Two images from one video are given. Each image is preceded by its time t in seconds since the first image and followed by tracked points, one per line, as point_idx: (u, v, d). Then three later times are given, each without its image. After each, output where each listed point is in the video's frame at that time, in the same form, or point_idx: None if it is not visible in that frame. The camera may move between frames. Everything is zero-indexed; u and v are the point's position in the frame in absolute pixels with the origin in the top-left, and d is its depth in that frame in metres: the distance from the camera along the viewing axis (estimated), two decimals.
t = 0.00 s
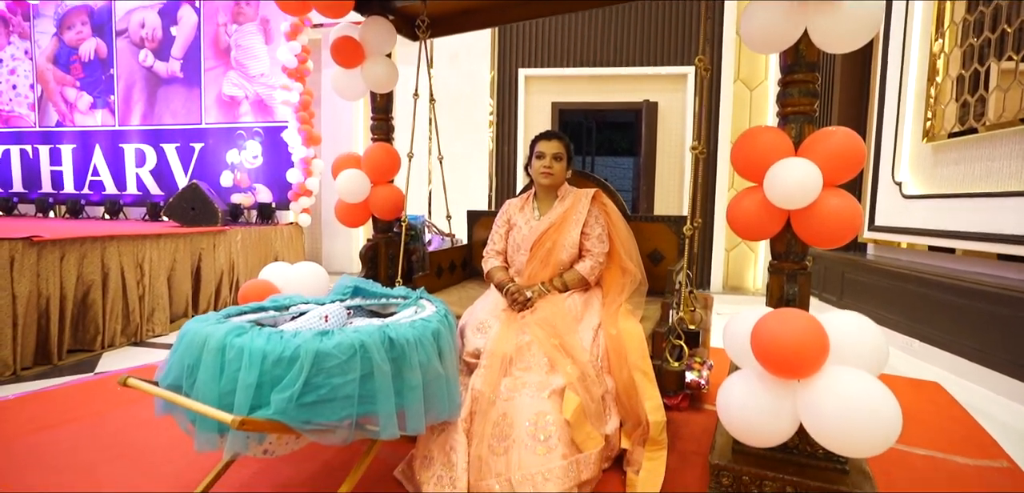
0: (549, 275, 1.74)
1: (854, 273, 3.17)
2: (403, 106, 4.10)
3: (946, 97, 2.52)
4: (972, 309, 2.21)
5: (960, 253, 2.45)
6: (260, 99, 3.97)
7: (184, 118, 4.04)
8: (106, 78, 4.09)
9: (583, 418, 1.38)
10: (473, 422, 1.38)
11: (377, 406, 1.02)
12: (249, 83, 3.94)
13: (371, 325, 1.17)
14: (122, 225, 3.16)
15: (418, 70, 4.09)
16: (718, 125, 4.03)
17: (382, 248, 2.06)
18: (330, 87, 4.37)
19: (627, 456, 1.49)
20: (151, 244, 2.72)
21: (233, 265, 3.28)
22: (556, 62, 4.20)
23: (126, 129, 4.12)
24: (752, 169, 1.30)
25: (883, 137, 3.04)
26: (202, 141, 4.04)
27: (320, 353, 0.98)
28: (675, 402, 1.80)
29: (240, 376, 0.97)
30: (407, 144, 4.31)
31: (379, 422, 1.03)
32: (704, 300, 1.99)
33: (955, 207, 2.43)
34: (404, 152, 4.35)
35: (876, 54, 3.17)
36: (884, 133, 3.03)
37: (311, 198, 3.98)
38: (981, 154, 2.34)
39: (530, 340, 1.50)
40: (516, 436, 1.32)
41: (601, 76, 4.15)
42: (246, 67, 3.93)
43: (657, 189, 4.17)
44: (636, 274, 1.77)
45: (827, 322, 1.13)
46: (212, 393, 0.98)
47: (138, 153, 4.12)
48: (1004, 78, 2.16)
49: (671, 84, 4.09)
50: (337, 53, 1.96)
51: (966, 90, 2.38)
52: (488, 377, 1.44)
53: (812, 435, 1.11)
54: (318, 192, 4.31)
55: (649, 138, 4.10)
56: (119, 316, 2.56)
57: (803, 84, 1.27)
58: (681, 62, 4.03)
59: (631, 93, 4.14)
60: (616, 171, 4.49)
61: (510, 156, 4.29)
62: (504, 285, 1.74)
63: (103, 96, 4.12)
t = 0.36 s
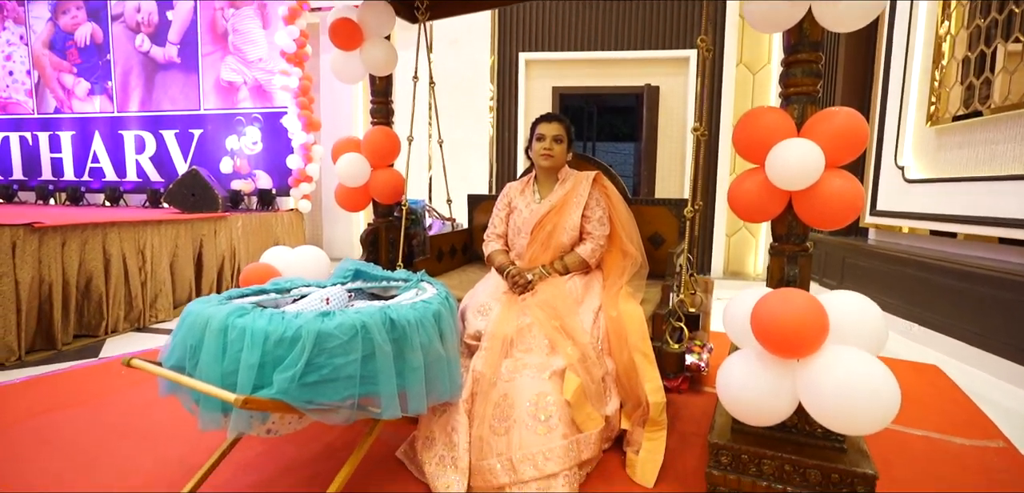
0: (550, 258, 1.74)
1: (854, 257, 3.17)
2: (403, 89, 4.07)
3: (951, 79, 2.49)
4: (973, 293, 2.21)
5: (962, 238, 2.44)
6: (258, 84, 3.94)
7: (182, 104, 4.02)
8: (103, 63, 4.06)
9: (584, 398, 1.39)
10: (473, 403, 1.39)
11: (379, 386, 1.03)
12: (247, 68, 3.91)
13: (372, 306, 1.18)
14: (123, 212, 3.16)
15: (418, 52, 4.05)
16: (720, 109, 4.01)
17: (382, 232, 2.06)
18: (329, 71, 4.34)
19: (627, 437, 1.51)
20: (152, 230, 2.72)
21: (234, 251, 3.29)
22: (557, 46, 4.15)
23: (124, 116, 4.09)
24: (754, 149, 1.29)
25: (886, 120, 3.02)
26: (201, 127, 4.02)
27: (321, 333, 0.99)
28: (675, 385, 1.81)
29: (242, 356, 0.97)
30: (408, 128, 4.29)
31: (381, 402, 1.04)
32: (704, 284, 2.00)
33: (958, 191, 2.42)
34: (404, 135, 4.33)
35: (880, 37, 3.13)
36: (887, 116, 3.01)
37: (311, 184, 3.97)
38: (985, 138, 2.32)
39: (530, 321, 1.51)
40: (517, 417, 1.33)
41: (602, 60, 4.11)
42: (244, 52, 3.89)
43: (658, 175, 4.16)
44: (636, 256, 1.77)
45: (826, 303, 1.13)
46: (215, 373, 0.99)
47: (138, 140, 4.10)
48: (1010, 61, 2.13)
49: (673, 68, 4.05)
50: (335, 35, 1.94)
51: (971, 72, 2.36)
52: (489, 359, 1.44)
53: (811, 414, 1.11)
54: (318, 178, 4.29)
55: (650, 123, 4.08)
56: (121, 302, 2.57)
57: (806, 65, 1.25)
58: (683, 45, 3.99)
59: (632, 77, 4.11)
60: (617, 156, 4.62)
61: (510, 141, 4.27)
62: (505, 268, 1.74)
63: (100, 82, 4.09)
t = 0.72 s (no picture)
0: (551, 242, 1.74)
1: (856, 241, 3.16)
2: (403, 75, 4.05)
3: (956, 62, 2.47)
4: (975, 276, 2.21)
5: (964, 221, 2.44)
6: (257, 72, 3.94)
7: (181, 92, 4.00)
8: (100, 52, 4.03)
9: (585, 381, 1.40)
10: (475, 386, 1.40)
11: (382, 369, 1.04)
12: (245, 56, 3.91)
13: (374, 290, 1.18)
14: (125, 201, 3.16)
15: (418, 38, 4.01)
16: (722, 94, 3.97)
17: (383, 219, 2.06)
18: (328, 58, 4.31)
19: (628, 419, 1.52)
20: (153, 219, 2.73)
21: (235, 238, 3.29)
22: (557, 31, 4.11)
23: (123, 105, 4.07)
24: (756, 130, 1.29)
25: (889, 104, 2.99)
26: (200, 115, 4.00)
27: (325, 317, 0.99)
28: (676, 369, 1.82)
29: (245, 339, 0.98)
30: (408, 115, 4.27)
31: (384, 384, 1.05)
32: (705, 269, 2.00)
33: (961, 174, 2.41)
34: (404, 123, 4.31)
35: (884, 19, 3.10)
36: (891, 100, 2.99)
37: (311, 172, 3.96)
38: (990, 120, 2.31)
39: (532, 305, 1.52)
40: (519, 400, 1.34)
41: (603, 45, 4.08)
42: (242, 39, 3.88)
43: (659, 161, 4.14)
44: (637, 240, 1.77)
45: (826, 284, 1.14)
46: (218, 357, 0.99)
47: (137, 129, 4.08)
48: (1017, 42, 2.11)
49: (674, 53, 4.01)
50: (334, 20, 1.92)
51: (977, 54, 2.33)
52: (491, 342, 1.45)
53: (811, 394, 1.12)
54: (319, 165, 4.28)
55: (651, 109, 4.05)
56: (124, 291, 2.58)
57: (810, 45, 1.24)
58: (685, 30, 3.95)
59: (633, 62, 4.07)
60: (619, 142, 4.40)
61: (511, 128, 4.25)
62: (507, 253, 1.74)
63: (98, 71, 4.06)
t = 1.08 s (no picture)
0: (552, 233, 1.73)
1: (857, 231, 3.17)
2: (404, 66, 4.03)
3: (961, 51, 2.45)
4: (976, 267, 2.21)
5: (967, 212, 2.43)
6: (256, 62, 3.93)
7: (180, 83, 3.99)
8: (98, 42, 3.96)
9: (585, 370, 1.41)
10: (476, 376, 1.41)
11: (382, 359, 1.04)
12: (244, 46, 3.90)
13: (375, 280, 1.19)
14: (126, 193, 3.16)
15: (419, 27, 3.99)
16: (724, 85, 3.95)
17: (383, 209, 2.07)
18: (327, 48, 4.30)
19: (628, 407, 1.54)
20: (154, 211, 2.73)
21: (235, 230, 3.30)
22: (559, 21, 4.08)
23: (122, 96, 4.04)
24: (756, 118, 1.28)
25: (892, 93, 2.98)
26: (199, 106, 3.99)
27: (325, 306, 0.99)
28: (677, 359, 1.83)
29: (247, 327, 0.98)
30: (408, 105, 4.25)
31: (384, 374, 1.05)
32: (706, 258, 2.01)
33: (964, 164, 2.40)
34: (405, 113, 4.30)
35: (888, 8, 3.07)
36: (894, 90, 2.97)
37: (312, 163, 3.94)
38: (994, 110, 2.30)
39: (533, 295, 1.51)
40: (519, 389, 1.35)
41: (605, 36, 4.05)
42: (240, 30, 3.87)
43: (661, 152, 4.13)
44: (636, 230, 1.76)
45: (826, 273, 1.13)
46: (221, 344, 1.00)
47: (136, 120, 4.05)
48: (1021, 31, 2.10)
49: (676, 43, 3.98)
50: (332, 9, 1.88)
51: (981, 43, 2.31)
52: (492, 331, 1.46)
53: (811, 383, 1.12)
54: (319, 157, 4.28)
55: (653, 99, 4.03)
56: (126, 282, 2.59)
57: (813, 33, 1.23)
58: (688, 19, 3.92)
59: (635, 53, 4.05)
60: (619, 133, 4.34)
61: (512, 119, 4.24)
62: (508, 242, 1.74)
63: (95, 61, 4.00)
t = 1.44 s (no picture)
0: (551, 230, 1.61)
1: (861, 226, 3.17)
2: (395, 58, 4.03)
3: (963, 41, 2.45)
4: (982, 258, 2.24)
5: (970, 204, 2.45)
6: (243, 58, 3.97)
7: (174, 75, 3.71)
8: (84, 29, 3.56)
9: (583, 367, 1.56)
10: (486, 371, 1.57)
11: (381, 351, 1.06)
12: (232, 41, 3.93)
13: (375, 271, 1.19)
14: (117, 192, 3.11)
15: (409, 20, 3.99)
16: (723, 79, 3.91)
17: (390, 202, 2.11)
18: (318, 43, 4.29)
19: (623, 398, 1.71)
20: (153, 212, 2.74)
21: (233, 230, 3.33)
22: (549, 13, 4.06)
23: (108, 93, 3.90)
24: (756, 105, 1.29)
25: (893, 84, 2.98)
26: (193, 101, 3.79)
27: (326, 297, 1.00)
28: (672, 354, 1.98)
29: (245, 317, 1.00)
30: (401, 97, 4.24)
31: (383, 366, 1.07)
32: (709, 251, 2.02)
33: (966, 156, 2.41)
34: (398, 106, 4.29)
35: None
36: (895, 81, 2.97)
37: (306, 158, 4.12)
38: (997, 100, 2.30)
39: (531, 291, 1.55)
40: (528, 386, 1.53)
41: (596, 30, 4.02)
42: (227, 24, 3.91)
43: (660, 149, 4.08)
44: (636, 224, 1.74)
45: (826, 264, 1.14)
46: (222, 332, 1.02)
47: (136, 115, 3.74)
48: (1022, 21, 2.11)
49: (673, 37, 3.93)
50: None
51: (984, 34, 2.32)
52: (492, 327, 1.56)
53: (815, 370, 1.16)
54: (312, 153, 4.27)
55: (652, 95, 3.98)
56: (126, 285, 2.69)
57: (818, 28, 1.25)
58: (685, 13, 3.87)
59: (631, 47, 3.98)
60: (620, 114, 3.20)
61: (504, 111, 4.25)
62: (522, 250, 1.59)
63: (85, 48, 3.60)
